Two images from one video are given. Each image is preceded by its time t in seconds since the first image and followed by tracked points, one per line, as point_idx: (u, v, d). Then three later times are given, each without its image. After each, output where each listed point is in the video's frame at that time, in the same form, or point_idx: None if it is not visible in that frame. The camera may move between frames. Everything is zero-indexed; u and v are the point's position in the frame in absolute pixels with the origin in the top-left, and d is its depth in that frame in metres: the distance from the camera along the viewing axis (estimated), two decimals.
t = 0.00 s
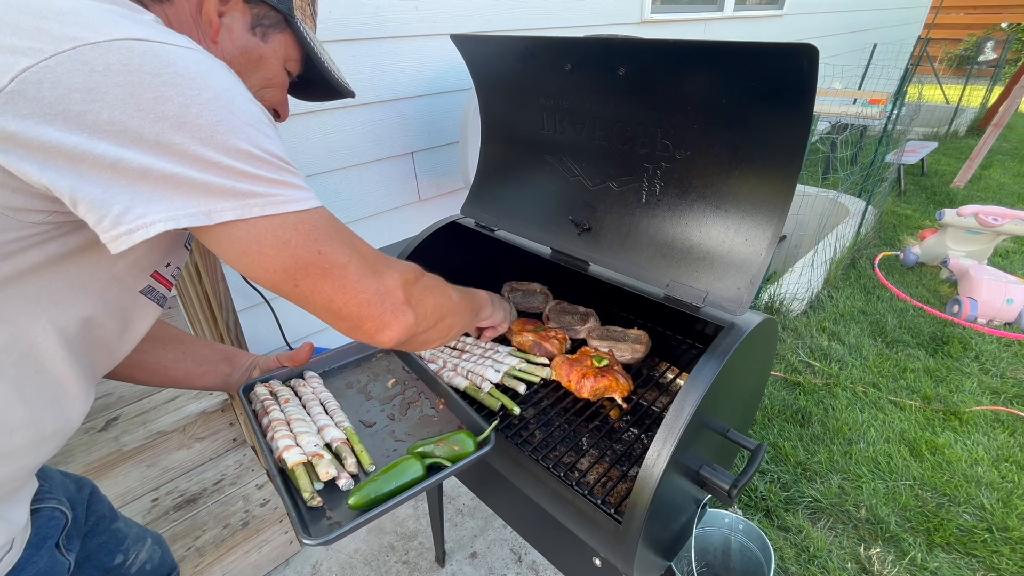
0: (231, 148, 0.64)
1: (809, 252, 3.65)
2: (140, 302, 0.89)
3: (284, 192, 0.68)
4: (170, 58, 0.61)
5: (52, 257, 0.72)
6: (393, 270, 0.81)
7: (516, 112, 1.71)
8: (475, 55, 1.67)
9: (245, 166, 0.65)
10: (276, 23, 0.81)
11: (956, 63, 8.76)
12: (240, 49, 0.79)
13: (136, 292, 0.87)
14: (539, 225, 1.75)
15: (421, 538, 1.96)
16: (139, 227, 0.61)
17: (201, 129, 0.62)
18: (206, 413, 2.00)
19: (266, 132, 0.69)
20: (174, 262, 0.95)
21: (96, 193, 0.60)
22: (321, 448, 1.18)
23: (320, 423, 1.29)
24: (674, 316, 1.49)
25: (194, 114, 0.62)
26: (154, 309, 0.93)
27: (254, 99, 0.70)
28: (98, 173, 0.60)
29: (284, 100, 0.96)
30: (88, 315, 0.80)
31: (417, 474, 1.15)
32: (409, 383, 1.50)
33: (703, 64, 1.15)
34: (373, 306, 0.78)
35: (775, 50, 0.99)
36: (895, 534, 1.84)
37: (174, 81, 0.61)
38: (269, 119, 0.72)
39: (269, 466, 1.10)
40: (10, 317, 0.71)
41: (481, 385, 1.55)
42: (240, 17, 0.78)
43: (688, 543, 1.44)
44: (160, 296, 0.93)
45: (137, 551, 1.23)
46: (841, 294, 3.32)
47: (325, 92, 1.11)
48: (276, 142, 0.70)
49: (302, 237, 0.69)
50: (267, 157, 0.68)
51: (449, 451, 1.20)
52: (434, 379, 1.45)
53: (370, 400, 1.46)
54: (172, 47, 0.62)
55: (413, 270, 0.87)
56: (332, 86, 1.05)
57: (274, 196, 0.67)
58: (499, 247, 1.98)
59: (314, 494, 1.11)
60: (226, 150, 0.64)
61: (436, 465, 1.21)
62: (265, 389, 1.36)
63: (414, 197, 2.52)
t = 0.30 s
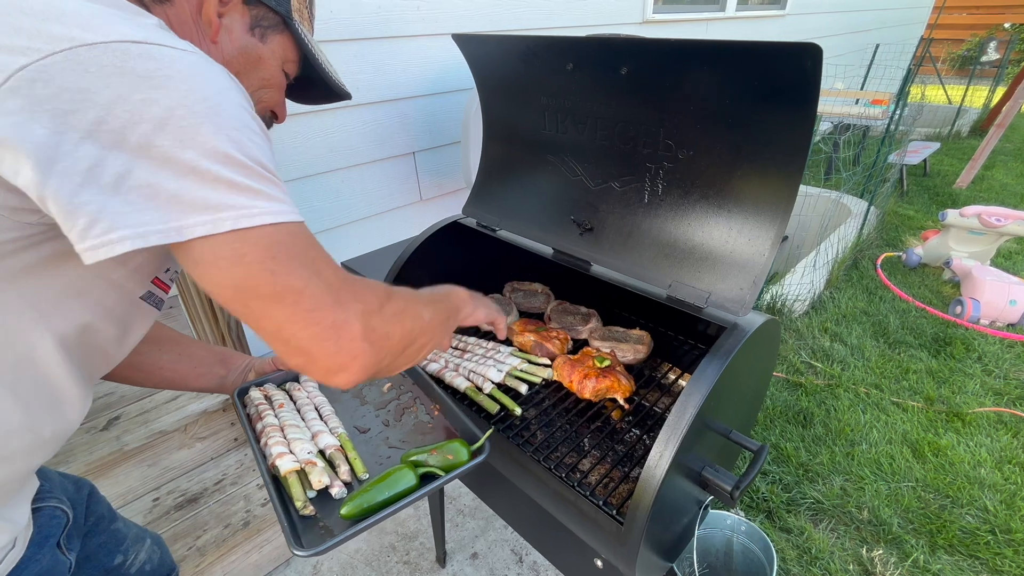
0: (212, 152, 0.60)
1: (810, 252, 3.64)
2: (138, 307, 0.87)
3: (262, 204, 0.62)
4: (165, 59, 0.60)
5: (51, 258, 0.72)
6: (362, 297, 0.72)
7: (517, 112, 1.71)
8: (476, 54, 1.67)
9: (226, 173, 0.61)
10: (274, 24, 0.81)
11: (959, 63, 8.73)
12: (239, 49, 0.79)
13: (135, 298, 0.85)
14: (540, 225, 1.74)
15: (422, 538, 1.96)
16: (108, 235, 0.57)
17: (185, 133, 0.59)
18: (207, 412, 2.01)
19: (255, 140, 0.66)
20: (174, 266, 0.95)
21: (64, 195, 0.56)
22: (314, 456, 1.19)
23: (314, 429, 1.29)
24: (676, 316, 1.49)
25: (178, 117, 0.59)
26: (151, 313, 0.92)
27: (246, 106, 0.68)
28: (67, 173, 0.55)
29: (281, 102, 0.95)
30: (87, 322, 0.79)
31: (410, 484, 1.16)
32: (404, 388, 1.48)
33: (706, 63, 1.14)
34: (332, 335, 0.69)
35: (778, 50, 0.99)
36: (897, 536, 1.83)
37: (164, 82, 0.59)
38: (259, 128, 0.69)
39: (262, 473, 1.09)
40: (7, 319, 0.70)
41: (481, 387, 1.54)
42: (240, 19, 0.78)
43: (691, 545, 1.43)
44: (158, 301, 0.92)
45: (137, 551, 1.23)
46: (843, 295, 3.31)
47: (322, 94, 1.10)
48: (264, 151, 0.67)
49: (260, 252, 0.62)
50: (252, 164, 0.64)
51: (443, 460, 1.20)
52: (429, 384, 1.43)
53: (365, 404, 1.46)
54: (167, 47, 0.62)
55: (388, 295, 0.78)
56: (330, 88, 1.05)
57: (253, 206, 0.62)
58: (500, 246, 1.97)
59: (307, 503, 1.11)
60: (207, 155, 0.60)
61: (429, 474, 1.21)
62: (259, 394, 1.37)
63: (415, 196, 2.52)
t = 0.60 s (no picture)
0: (217, 165, 0.61)
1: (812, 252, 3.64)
2: (138, 316, 0.87)
3: (267, 214, 0.64)
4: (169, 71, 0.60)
5: (51, 261, 0.72)
6: (364, 307, 0.74)
7: (519, 112, 1.72)
8: (478, 54, 1.67)
9: (230, 185, 0.62)
10: (280, 31, 0.81)
11: (961, 62, 8.71)
12: (245, 56, 0.79)
13: (134, 306, 0.85)
14: (542, 224, 1.74)
15: (423, 538, 1.96)
16: (109, 245, 0.58)
17: (190, 146, 0.60)
18: (209, 412, 2.01)
19: (259, 151, 0.67)
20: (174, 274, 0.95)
21: (66, 207, 0.56)
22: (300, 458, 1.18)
23: (303, 431, 1.28)
24: (678, 315, 1.49)
25: (183, 129, 0.60)
26: (150, 320, 0.92)
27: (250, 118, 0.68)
28: (68, 184, 0.56)
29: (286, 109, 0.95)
30: (83, 329, 0.79)
31: (395, 488, 1.16)
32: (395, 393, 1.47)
33: (708, 62, 1.14)
34: (335, 345, 0.70)
35: (781, 49, 0.99)
36: (899, 536, 1.82)
37: (167, 95, 0.59)
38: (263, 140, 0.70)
39: (247, 475, 1.09)
40: (6, 324, 0.70)
41: (483, 383, 1.54)
42: (246, 25, 0.78)
43: (693, 544, 1.43)
44: (156, 308, 0.92)
45: (137, 551, 1.24)
46: (845, 295, 3.31)
47: (326, 99, 1.10)
48: (268, 163, 0.68)
49: (268, 263, 0.64)
50: (255, 176, 0.65)
51: (429, 465, 1.20)
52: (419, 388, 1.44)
53: (355, 408, 1.45)
54: (173, 59, 0.62)
55: (388, 307, 0.79)
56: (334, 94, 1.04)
57: (257, 218, 0.63)
58: (502, 246, 1.98)
59: (290, 505, 1.10)
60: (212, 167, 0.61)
61: (415, 479, 1.21)
62: (249, 396, 1.36)
63: (416, 197, 2.52)
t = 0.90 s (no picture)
0: (220, 158, 0.62)
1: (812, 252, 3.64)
2: (140, 313, 0.88)
3: (266, 206, 0.64)
4: (164, 66, 0.60)
5: (52, 261, 0.72)
6: (372, 299, 0.75)
7: (517, 113, 1.72)
8: (478, 55, 1.67)
9: (234, 179, 0.63)
10: (276, 27, 0.81)
11: (962, 62, 8.69)
12: (240, 53, 0.79)
13: (135, 306, 0.85)
14: (542, 225, 1.74)
15: (423, 539, 1.96)
16: (117, 239, 0.58)
17: (194, 140, 0.60)
18: (209, 412, 2.02)
19: (261, 145, 0.67)
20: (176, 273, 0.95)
21: (75, 203, 0.57)
22: (297, 470, 1.17)
23: (301, 440, 1.28)
24: (677, 316, 1.48)
25: (186, 124, 0.60)
26: (152, 319, 0.92)
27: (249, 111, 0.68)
28: (76, 180, 0.57)
29: (284, 105, 0.96)
30: (87, 327, 0.79)
31: (392, 503, 1.14)
32: (395, 399, 1.50)
33: (705, 63, 1.14)
34: (344, 335, 0.72)
35: (780, 50, 0.98)
36: (899, 537, 1.82)
37: (167, 90, 0.59)
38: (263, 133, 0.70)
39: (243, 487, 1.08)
40: (7, 325, 0.70)
41: (483, 383, 1.55)
42: (241, 22, 0.78)
43: (692, 545, 1.43)
44: (158, 307, 0.93)
45: (138, 552, 1.24)
46: (845, 295, 3.31)
47: (325, 96, 1.11)
48: (270, 156, 0.68)
49: (278, 256, 0.65)
50: (258, 170, 0.65)
51: (426, 481, 1.18)
52: (419, 397, 1.43)
53: (355, 415, 1.46)
54: (171, 55, 0.61)
55: (397, 300, 0.81)
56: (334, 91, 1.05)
57: (261, 211, 0.63)
58: (502, 247, 1.98)
59: (286, 519, 1.09)
60: (211, 160, 0.61)
61: (412, 494, 1.19)
62: (250, 400, 1.36)
63: (416, 197, 2.52)
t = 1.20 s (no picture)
0: (134, 144, 0.50)
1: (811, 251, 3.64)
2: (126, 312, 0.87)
3: (194, 221, 0.52)
4: (136, 47, 0.52)
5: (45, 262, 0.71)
6: (227, 355, 0.55)
7: (516, 112, 1.71)
8: (476, 54, 1.67)
9: (145, 171, 0.50)
10: (272, 24, 0.77)
11: (960, 61, 8.69)
12: (226, 39, 0.73)
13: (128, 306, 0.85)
14: (540, 225, 1.74)
15: (422, 539, 1.95)
16: None
17: (106, 122, 0.49)
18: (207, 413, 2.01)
19: (204, 142, 0.56)
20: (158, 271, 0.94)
21: None
22: (313, 455, 1.19)
23: (315, 428, 1.31)
24: (677, 315, 1.48)
25: (99, 97, 0.49)
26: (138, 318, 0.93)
27: (206, 108, 0.58)
28: None
29: (267, 107, 0.87)
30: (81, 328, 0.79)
31: (410, 484, 1.14)
32: (405, 387, 1.44)
33: (704, 61, 1.14)
34: (173, 389, 0.52)
35: (780, 49, 0.98)
36: (899, 536, 1.82)
37: (96, 59, 0.50)
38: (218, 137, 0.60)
39: (262, 471, 1.11)
40: None
41: (483, 383, 1.54)
42: (233, 12, 0.73)
43: (691, 545, 1.43)
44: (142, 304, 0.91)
45: (145, 547, 1.23)
46: (843, 294, 3.31)
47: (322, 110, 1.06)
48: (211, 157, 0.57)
49: (123, 267, 0.49)
50: (185, 168, 0.54)
51: (443, 462, 1.18)
52: (432, 384, 1.39)
53: (366, 403, 1.43)
54: (143, 34, 0.53)
55: (276, 348, 0.60)
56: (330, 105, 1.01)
57: (162, 216, 0.50)
58: (500, 246, 1.97)
59: (307, 502, 1.10)
60: (147, 159, 0.50)
61: (429, 476, 1.19)
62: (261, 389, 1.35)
63: (415, 197, 2.52)
